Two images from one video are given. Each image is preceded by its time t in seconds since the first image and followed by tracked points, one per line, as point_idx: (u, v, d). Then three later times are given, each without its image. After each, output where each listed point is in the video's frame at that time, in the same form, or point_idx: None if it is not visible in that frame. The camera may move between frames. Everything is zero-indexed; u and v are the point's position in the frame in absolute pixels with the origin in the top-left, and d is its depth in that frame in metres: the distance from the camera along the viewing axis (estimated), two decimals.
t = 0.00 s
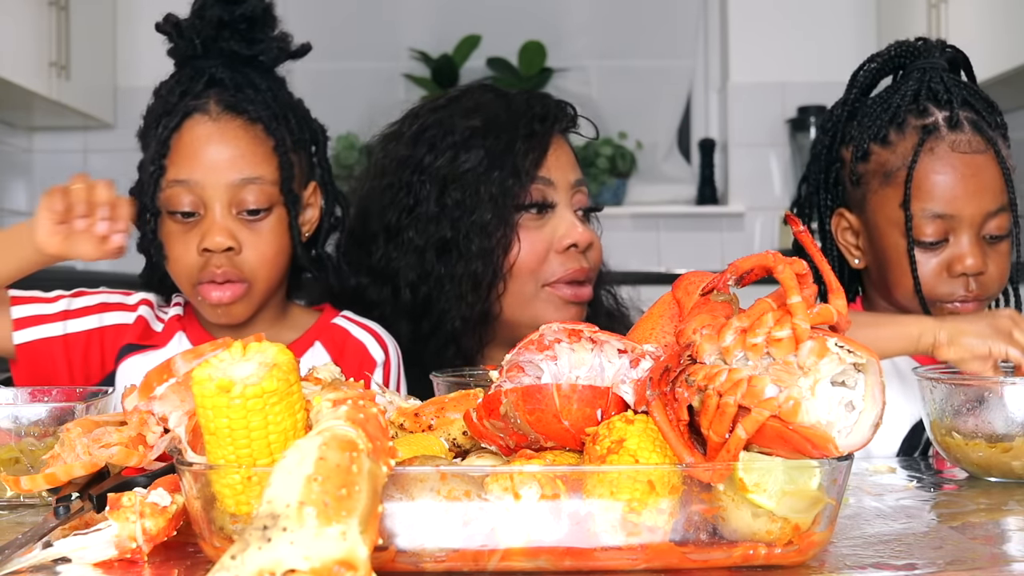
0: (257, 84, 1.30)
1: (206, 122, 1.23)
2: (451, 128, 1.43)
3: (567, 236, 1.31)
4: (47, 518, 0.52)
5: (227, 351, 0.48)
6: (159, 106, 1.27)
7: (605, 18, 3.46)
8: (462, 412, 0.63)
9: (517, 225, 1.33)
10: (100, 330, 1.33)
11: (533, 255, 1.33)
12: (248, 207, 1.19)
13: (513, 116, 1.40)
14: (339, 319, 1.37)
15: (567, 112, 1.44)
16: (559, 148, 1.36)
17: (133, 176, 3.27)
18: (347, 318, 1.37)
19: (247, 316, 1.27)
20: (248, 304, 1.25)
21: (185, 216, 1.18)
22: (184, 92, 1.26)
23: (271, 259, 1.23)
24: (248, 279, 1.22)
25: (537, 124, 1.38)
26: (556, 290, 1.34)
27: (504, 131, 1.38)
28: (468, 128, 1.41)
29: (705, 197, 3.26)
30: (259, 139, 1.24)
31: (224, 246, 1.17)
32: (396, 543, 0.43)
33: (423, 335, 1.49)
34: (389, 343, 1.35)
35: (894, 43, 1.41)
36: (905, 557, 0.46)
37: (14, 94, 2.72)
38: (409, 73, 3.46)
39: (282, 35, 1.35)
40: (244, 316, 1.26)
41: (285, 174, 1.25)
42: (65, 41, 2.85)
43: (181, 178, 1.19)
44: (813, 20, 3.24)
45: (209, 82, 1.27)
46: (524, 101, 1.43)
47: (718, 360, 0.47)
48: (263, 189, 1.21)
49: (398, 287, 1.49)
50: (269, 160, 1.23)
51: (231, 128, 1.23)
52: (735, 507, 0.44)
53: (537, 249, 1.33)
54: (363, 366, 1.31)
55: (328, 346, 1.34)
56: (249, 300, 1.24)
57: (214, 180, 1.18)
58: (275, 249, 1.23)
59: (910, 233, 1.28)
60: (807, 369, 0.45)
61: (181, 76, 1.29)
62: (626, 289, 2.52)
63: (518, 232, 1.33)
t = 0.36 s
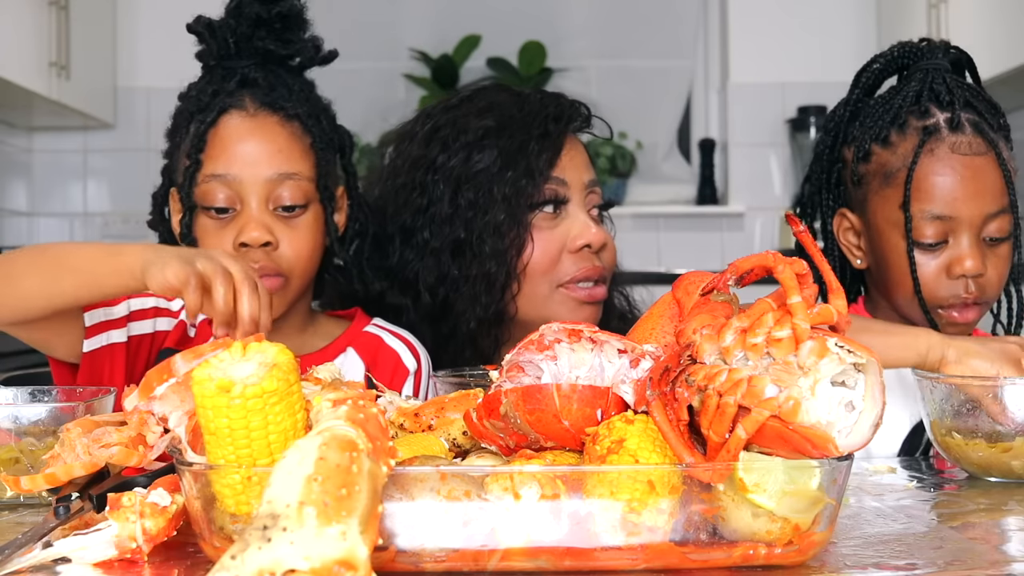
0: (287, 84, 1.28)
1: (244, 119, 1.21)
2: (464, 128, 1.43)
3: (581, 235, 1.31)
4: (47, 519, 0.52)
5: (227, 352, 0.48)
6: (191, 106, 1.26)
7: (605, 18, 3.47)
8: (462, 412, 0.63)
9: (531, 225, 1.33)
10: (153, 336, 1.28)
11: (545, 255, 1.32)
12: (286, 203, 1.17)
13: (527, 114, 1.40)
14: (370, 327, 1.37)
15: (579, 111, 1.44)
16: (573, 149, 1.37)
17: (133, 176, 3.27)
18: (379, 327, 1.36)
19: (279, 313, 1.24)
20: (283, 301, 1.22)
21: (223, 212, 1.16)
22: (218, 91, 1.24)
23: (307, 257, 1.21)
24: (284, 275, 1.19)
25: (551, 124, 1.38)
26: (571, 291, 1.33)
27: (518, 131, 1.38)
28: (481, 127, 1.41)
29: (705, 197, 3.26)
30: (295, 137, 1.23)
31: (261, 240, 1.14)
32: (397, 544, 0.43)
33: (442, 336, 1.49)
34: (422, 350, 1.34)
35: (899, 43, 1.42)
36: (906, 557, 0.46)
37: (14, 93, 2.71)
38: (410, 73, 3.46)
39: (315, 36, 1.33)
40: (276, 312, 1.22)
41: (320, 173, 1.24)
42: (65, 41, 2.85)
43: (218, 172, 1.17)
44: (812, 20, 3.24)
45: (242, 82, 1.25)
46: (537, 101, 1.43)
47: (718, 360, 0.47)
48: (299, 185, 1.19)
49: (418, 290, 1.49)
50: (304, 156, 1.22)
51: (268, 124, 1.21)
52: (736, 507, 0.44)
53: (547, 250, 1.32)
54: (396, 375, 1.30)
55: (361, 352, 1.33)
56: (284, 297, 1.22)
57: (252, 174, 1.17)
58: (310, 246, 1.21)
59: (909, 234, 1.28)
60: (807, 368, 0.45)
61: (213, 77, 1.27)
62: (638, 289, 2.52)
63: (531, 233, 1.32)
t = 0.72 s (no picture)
0: (309, 89, 1.28)
1: (266, 119, 1.20)
2: (465, 126, 1.44)
3: (577, 235, 1.31)
4: (46, 519, 0.52)
5: (227, 351, 0.48)
6: (210, 105, 1.24)
7: (605, 18, 3.47)
8: (462, 412, 0.63)
9: (524, 225, 1.33)
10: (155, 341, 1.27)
11: (540, 255, 1.33)
12: (307, 205, 1.16)
13: (528, 113, 1.40)
14: (375, 331, 1.37)
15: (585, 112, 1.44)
16: (573, 149, 1.36)
17: (132, 176, 3.27)
18: (384, 330, 1.36)
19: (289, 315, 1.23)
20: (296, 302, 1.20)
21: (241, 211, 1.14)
22: (239, 91, 1.23)
23: (324, 258, 1.20)
24: (300, 274, 1.18)
25: (549, 123, 1.37)
26: (565, 286, 1.33)
27: (517, 128, 1.38)
28: (481, 125, 1.42)
29: (705, 197, 3.26)
30: (316, 138, 1.22)
31: (279, 239, 1.13)
32: (397, 544, 0.43)
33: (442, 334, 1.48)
34: (427, 355, 1.35)
35: (907, 43, 1.42)
36: (905, 557, 0.46)
37: (14, 93, 2.71)
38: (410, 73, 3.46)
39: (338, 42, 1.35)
40: (288, 312, 1.21)
41: (340, 176, 1.24)
42: (65, 41, 2.85)
43: (238, 169, 1.15)
44: (811, 19, 3.24)
45: (262, 84, 1.25)
46: (539, 100, 1.42)
47: (717, 360, 0.47)
48: (319, 187, 1.18)
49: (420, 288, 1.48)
50: (325, 159, 1.22)
51: (290, 125, 1.21)
52: (736, 507, 0.44)
53: (542, 250, 1.33)
54: (401, 379, 1.30)
55: (366, 356, 1.33)
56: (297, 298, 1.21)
57: (273, 173, 1.15)
58: (327, 247, 1.20)
59: (909, 234, 1.28)
60: (807, 368, 0.45)
61: (234, 78, 1.26)
62: (640, 289, 2.52)
63: (525, 232, 1.33)
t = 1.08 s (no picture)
0: (308, 90, 1.29)
1: (265, 120, 1.20)
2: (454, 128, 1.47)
3: (514, 223, 1.31)
4: (46, 518, 0.52)
5: (227, 352, 0.48)
6: (208, 105, 1.24)
7: (605, 18, 3.47)
8: (462, 412, 0.63)
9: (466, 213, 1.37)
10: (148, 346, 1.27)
11: (479, 238, 1.35)
12: (305, 209, 1.16)
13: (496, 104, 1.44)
14: (371, 330, 1.37)
15: (586, 111, 1.45)
16: (530, 137, 1.37)
17: (132, 176, 3.28)
18: (380, 329, 1.37)
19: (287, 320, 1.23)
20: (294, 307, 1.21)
21: (240, 215, 1.14)
22: (238, 91, 1.23)
23: (322, 262, 1.20)
24: (300, 279, 1.18)
25: (513, 107, 1.41)
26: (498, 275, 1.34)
27: (483, 116, 1.43)
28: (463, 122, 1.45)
29: (705, 197, 3.26)
30: (315, 141, 1.22)
31: (279, 243, 1.13)
32: (396, 544, 0.43)
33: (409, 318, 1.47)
34: (423, 355, 1.34)
35: (916, 41, 1.43)
36: (906, 557, 0.46)
37: (14, 94, 2.71)
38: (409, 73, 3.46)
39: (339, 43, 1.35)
40: (287, 317, 1.21)
41: (340, 177, 1.24)
42: (65, 41, 2.84)
43: (237, 172, 1.15)
44: (812, 20, 3.24)
45: (260, 85, 1.25)
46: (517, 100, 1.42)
47: (718, 360, 0.47)
48: (319, 191, 1.18)
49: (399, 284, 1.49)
50: (325, 162, 1.22)
51: (290, 128, 1.21)
52: (736, 507, 0.44)
53: (480, 233, 1.35)
54: (395, 379, 1.29)
55: (361, 356, 1.33)
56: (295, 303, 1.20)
57: (273, 176, 1.15)
58: (325, 252, 1.20)
59: (909, 230, 1.28)
60: (807, 368, 0.45)
61: (232, 78, 1.26)
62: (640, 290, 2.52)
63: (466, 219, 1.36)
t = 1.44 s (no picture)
0: (322, 95, 1.29)
1: (282, 128, 1.20)
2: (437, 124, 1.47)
3: (476, 217, 1.31)
4: (47, 518, 0.52)
5: (227, 352, 0.48)
6: (221, 109, 1.23)
7: (605, 18, 3.47)
8: (462, 412, 0.63)
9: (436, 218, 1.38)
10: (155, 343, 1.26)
11: (447, 238, 1.35)
12: (323, 220, 1.16)
13: (467, 104, 1.46)
14: (378, 331, 1.37)
15: (551, 101, 1.45)
16: (490, 136, 1.38)
17: (132, 176, 3.27)
18: (386, 331, 1.36)
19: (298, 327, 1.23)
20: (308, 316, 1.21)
21: (260, 224, 1.14)
22: (253, 95, 1.23)
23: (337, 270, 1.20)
24: (317, 290, 1.19)
25: (476, 106, 1.44)
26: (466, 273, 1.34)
27: (453, 117, 1.45)
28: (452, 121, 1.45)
29: (705, 197, 3.26)
30: (334, 149, 1.22)
31: (297, 254, 1.13)
32: (396, 544, 0.43)
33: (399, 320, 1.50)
34: (429, 357, 1.35)
35: (914, 43, 1.40)
36: (906, 558, 0.46)
37: (14, 94, 2.71)
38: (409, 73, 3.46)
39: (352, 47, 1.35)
40: (301, 325, 1.22)
41: (355, 190, 1.25)
42: (65, 41, 2.84)
43: (255, 182, 1.14)
44: (812, 19, 3.24)
45: (274, 89, 1.25)
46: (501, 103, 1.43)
47: (718, 360, 0.47)
48: (336, 201, 1.18)
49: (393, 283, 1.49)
50: (342, 172, 1.22)
51: (307, 137, 1.20)
52: (736, 507, 0.44)
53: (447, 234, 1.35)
54: (403, 382, 1.30)
55: (368, 357, 1.33)
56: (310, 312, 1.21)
57: (291, 187, 1.15)
58: (340, 260, 1.20)
59: (905, 232, 1.28)
60: (807, 369, 0.45)
61: (246, 80, 1.26)
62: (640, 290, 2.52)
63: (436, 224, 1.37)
